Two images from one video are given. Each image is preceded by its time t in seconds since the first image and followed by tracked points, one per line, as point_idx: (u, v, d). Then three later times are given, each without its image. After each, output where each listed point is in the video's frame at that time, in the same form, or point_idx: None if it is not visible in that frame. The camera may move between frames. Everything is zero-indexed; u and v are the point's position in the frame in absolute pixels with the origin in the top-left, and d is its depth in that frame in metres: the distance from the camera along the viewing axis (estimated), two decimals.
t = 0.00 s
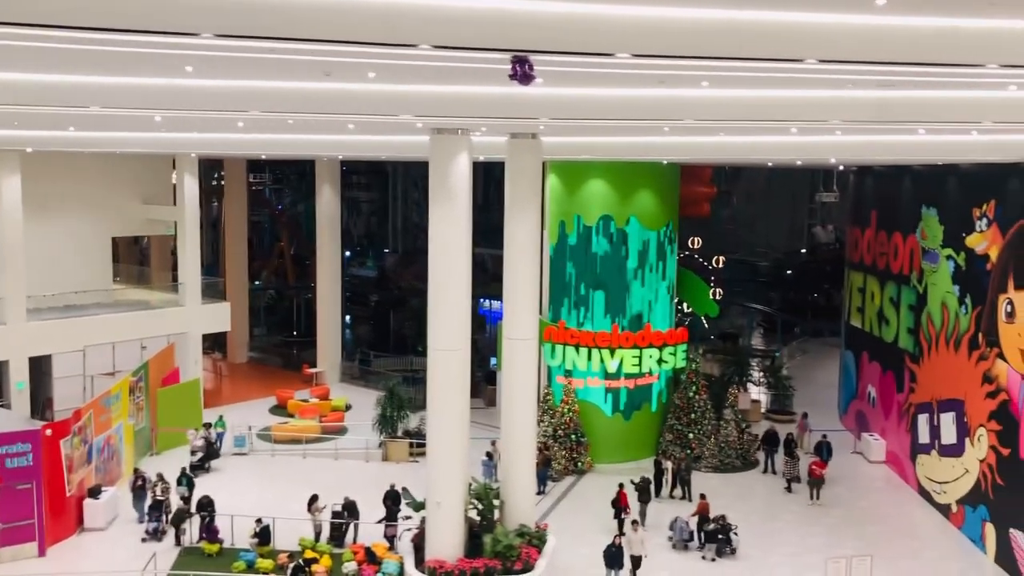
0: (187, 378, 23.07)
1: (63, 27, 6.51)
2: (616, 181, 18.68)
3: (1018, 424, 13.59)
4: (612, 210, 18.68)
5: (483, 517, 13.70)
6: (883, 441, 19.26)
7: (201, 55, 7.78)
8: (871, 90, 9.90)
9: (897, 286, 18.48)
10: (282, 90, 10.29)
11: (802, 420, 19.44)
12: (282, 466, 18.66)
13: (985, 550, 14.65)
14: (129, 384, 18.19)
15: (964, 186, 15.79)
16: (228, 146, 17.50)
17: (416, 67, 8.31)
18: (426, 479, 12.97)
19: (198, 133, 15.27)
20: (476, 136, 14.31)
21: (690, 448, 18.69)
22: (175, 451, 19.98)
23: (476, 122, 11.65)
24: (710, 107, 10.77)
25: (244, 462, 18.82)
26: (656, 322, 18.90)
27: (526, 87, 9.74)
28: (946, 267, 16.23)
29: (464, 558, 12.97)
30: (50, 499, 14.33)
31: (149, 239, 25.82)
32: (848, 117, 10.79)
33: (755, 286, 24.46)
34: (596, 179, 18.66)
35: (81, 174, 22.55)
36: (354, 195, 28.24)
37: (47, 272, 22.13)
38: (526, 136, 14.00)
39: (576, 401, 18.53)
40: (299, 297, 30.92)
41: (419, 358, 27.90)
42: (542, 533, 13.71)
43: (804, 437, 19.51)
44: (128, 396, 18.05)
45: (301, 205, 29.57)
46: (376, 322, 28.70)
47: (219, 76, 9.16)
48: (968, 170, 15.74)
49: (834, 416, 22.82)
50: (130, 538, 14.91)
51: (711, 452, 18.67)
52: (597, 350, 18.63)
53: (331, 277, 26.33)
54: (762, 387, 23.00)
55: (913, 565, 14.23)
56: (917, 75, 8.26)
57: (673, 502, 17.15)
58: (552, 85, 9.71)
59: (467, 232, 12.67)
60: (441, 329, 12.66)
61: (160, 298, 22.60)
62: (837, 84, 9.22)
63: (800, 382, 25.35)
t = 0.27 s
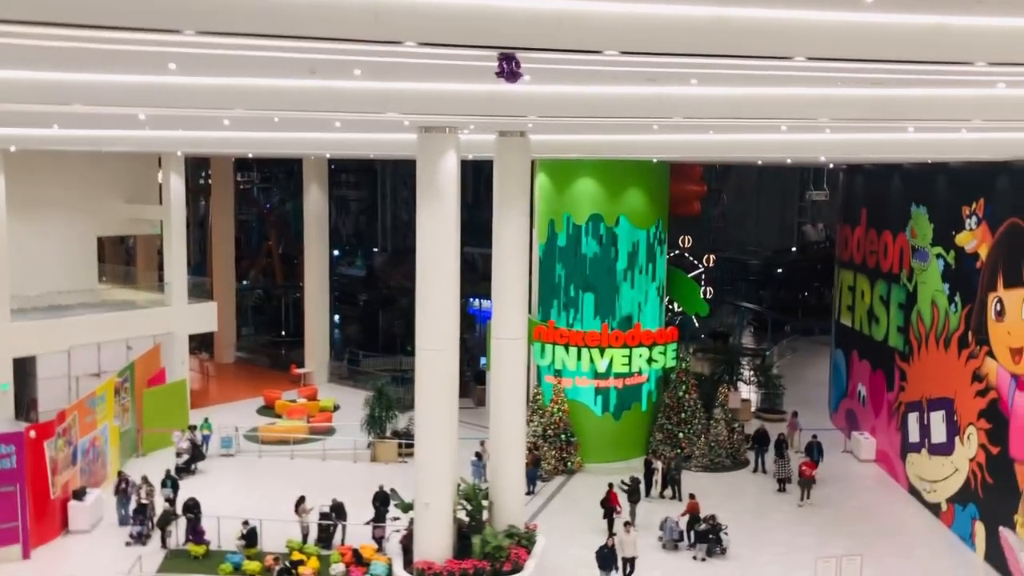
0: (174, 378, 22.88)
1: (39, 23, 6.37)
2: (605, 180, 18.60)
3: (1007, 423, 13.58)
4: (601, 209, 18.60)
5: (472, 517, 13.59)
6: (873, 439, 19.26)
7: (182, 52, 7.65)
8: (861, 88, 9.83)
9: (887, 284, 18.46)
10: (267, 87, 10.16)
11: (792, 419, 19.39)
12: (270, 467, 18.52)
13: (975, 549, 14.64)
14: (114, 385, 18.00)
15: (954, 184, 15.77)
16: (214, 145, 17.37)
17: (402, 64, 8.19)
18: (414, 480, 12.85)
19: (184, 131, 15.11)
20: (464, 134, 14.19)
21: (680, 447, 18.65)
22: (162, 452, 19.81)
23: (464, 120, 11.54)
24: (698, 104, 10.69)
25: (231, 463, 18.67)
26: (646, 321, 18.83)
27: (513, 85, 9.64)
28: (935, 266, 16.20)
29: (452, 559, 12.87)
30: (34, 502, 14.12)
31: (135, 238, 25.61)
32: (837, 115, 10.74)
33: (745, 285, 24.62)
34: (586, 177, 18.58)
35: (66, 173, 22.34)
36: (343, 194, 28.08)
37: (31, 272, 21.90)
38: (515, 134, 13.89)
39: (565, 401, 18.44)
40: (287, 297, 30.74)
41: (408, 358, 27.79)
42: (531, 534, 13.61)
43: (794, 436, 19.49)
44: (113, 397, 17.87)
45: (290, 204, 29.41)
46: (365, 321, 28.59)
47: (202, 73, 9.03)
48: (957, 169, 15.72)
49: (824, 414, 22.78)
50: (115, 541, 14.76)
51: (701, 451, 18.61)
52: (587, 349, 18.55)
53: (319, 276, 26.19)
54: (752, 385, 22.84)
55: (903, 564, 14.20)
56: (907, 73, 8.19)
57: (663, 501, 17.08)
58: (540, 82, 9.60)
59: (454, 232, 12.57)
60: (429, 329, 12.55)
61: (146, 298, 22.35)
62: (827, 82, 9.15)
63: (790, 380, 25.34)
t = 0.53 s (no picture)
0: (166, 378, 22.89)
1: (30, 24, 6.39)
2: (597, 178, 18.65)
3: (996, 420, 13.67)
4: (593, 208, 18.65)
5: (464, 516, 13.62)
6: (864, 436, 19.35)
7: (174, 52, 7.67)
8: (850, 87, 9.89)
9: (877, 282, 18.56)
10: (259, 87, 10.19)
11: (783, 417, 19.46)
12: (263, 466, 18.53)
13: (964, 545, 14.73)
14: (107, 385, 18.00)
15: (943, 183, 15.86)
16: (205, 145, 17.38)
17: (393, 64, 8.22)
18: (407, 479, 12.89)
19: (176, 131, 15.14)
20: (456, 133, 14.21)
21: (672, 445, 18.80)
22: (154, 452, 19.82)
23: (455, 119, 11.58)
24: (688, 103, 10.75)
25: (224, 463, 18.68)
26: (637, 319, 18.89)
27: (504, 84, 9.68)
28: (925, 264, 16.29)
29: (445, 557, 12.91)
30: (25, 502, 14.13)
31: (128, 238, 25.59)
32: (826, 114, 10.81)
33: (737, 283, 24.58)
34: (577, 176, 18.63)
35: (59, 173, 22.34)
36: (336, 193, 28.08)
37: (23, 272, 21.87)
38: (507, 133, 13.92)
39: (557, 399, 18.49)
40: (280, 296, 30.74)
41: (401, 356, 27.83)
42: (523, 532, 13.65)
43: (785, 434, 19.58)
44: (105, 397, 17.87)
45: (283, 203, 29.43)
46: (358, 320, 28.57)
47: (193, 73, 9.05)
48: (946, 167, 15.81)
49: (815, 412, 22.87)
50: (108, 541, 14.77)
51: (693, 449, 18.70)
52: (579, 347, 18.55)
53: (312, 276, 26.21)
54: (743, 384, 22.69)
55: (893, 560, 14.28)
56: (894, 72, 8.25)
57: (655, 499, 17.15)
58: (530, 81, 9.64)
59: (446, 231, 12.60)
60: (420, 328, 12.58)
61: (139, 297, 22.31)
62: (816, 81, 9.21)
63: (781, 379, 25.43)
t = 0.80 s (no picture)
0: (158, 380, 22.80)
1: (13, 23, 6.31)
2: (589, 178, 18.61)
3: (990, 418, 13.67)
4: (586, 207, 18.61)
5: (458, 516, 13.57)
6: (857, 435, 19.36)
7: (161, 52, 7.60)
8: (841, 85, 9.86)
9: (869, 281, 18.57)
10: (249, 87, 10.13)
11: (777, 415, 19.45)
12: (255, 468, 18.45)
13: (958, 543, 14.73)
14: (97, 388, 17.90)
15: (935, 181, 15.86)
16: (196, 145, 17.29)
17: (383, 63, 8.17)
18: (400, 480, 12.83)
19: (167, 131, 15.06)
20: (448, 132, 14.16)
21: (665, 444, 18.79)
22: (146, 454, 19.73)
23: (446, 119, 11.53)
24: (680, 101, 10.73)
25: (216, 465, 18.60)
26: (630, 318, 18.88)
27: (494, 83, 9.63)
28: (918, 262, 16.30)
29: (438, 558, 12.85)
30: (15, 505, 14.02)
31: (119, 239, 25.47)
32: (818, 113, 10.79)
33: (730, 282, 24.59)
34: (570, 176, 18.59)
35: (50, 174, 22.23)
36: (329, 194, 27.99)
37: (13, 273, 21.74)
38: (498, 132, 13.90)
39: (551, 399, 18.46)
40: (273, 297, 30.65)
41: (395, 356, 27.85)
42: (517, 533, 13.60)
43: (779, 432, 19.57)
44: (96, 399, 17.76)
45: (276, 203, 29.34)
46: (351, 321, 28.75)
47: (182, 73, 8.99)
48: (938, 166, 15.81)
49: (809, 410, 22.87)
50: (99, 544, 14.68)
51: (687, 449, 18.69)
52: (572, 347, 18.55)
53: (304, 277, 26.11)
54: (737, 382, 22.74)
55: (887, 559, 14.27)
56: (886, 70, 8.23)
57: (649, 499, 17.13)
58: (520, 80, 9.60)
59: (438, 231, 12.56)
60: (413, 328, 12.53)
61: (130, 299, 22.18)
62: (807, 79, 9.19)
63: (774, 377, 25.42)
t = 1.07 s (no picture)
0: (147, 382, 22.72)
1: None
2: (578, 178, 18.61)
3: (978, 414, 13.73)
4: (575, 207, 18.62)
5: (449, 517, 13.55)
6: (846, 432, 19.42)
7: (146, 53, 7.57)
8: (828, 84, 9.88)
9: (858, 279, 18.64)
10: (236, 88, 10.09)
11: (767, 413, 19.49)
12: (245, 470, 18.40)
13: (947, 539, 14.80)
14: (86, 391, 17.82)
15: (923, 179, 15.91)
16: (184, 147, 17.23)
17: (370, 64, 8.15)
18: (390, 482, 12.80)
19: (154, 133, 15.00)
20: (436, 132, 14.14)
21: (656, 443, 18.80)
22: (135, 457, 19.66)
23: (434, 120, 11.52)
24: (668, 101, 10.75)
25: (206, 468, 18.53)
26: (620, 318, 18.88)
27: (482, 83, 9.62)
28: (906, 260, 16.36)
29: (429, 559, 12.83)
30: (3, 510, 13.94)
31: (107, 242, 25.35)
32: (805, 111, 10.82)
33: (719, 280, 24.62)
34: (559, 175, 18.58)
35: (36, 176, 22.10)
36: (318, 195, 27.92)
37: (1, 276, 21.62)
38: (487, 132, 13.89)
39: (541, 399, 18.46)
40: (263, 299, 30.56)
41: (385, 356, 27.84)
42: (509, 533, 13.60)
43: (769, 430, 19.62)
44: (85, 402, 17.68)
45: (265, 205, 29.28)
46: (341, 322, 28.34)
47: (168, 74, 8.95)
48: (925, 164, 15.87)
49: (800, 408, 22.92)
50: (87, 548, 14.60)
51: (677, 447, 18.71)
52: (562, 347, 18.54)
53: (293, 277, 26.01)
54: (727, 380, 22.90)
55: (876, 555, 14.34)
56: (871, 69, 8.25)
57: (640, 498, 17.15)
58: (509, 80, 9.60)
59: (427, 232, 12.54)
60: (402, 329, 12.50)
61: (118, 301, 22.09)
62: (795, 78, 9.20)
63: (764, 375, 25.48)
